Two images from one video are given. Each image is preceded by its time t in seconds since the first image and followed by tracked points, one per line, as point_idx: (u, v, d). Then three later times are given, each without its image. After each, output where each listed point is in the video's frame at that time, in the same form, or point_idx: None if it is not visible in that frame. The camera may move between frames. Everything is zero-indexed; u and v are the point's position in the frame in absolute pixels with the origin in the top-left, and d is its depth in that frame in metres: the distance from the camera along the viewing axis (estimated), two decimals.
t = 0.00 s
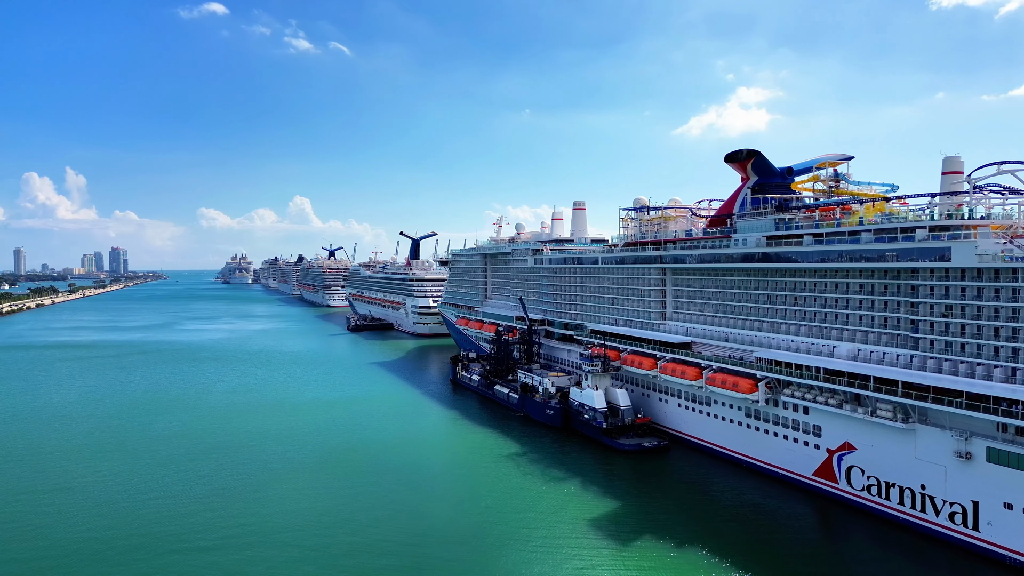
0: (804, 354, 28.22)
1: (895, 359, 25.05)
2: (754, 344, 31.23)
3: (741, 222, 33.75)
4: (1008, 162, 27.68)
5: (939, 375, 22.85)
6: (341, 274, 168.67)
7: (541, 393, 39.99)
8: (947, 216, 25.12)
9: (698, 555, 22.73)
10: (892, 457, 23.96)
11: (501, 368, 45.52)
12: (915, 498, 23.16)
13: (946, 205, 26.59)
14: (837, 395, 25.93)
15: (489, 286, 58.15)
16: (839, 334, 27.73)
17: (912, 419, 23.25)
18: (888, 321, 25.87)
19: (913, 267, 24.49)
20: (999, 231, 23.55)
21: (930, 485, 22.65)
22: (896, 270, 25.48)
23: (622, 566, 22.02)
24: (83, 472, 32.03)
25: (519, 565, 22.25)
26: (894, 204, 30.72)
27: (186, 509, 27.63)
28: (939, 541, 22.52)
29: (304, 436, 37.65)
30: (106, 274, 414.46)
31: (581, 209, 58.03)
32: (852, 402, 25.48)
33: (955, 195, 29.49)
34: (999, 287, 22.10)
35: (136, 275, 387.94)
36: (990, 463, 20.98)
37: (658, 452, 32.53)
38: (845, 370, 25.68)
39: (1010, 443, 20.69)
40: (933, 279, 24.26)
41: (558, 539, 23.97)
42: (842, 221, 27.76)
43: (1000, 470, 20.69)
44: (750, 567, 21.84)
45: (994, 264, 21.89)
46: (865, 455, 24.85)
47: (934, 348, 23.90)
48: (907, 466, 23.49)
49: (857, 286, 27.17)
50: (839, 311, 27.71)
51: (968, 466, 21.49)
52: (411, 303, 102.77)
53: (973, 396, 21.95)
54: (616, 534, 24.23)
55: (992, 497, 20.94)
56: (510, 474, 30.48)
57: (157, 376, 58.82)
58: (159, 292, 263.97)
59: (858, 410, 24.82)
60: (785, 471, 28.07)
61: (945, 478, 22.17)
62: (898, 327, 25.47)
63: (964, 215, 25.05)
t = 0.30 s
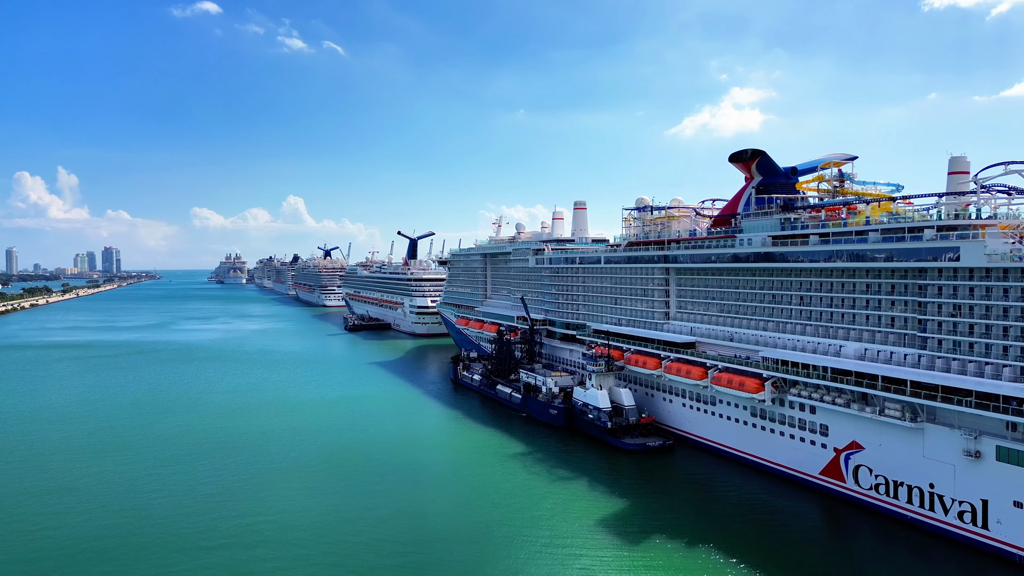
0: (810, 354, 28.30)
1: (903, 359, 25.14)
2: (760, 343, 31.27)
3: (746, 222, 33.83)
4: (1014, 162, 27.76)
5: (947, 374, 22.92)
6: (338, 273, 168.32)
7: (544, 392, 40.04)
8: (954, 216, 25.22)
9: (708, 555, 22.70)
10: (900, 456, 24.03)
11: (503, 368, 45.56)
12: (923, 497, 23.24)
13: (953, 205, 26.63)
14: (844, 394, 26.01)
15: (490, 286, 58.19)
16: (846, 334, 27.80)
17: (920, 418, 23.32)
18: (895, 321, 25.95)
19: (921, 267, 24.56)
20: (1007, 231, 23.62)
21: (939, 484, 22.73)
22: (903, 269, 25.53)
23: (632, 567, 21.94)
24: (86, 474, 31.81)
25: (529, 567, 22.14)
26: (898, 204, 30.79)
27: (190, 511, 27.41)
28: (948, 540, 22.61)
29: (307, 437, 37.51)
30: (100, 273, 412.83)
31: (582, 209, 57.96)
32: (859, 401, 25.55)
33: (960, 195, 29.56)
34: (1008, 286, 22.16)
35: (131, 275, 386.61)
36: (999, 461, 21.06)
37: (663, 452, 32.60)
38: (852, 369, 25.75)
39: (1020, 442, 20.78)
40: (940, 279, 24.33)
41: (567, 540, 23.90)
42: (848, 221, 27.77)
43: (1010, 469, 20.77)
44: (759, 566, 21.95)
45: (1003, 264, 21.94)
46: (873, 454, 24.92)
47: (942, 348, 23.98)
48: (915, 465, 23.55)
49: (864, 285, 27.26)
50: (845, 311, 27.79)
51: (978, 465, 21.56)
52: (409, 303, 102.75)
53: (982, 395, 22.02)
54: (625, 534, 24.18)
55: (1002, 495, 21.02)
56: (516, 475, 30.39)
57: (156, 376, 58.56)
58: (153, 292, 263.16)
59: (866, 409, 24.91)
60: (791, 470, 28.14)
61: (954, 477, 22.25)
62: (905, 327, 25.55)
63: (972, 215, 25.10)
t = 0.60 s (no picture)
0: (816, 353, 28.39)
1: (909, 358, 25.26)
2: (764, 343, 31.34)
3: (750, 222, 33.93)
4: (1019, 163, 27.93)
5: (955, 373, 23.01)
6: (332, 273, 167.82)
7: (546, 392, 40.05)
8: (959, 216, 25.36)
9: (716, 554, 22.70)
10: (907, 455, 24.13)
11: (504, 367, 45.56)
12: (930, 495, 23.33)
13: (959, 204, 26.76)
14: (850, 393, 26.10)
15: (489, 286, 58.19)
16: (851, 334, 27.92)
17: (928, 417, 23.41)
18: (901, 320, 26.06)
19: (928, 267, 24.68)
20: (1014, 231, 23.74)
21: (946, 483, 22.83)
22: (909, 269, 25.66)
23: (642, 567, 21.91)
24: (87, 475, 31.60)
25: (538, 567, 22.06)
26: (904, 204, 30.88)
27: (195, 512, 27.25)
28: (956, 538, 22.70)
29: (309, 437, 37.38)
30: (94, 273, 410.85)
31: (583, 209, 57.96)
32: (866, 400, 25.64)
33: (967, 196, 29.66)
34: (1016, 286, 22.31)
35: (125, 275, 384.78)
36: (1007, 460, 21.18)
37: (667, 451, 32.64)
38: (858, 368, 25.84)
39: None
40: (947, 278, 24.45)
41: (575, 538, 23.94)
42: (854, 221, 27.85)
43: (1018, 467, 20.89)
44: (768, 564, 22.03)
45: (1011, 264, 22.07)
46: (879, 453, 25.01)
47: (949, 347, 24.11)
48: (922, 464, 23.64)
49: (869, 285, 27.38)
50: (851, 310, 27.91)
51: (985, 464, 21.68)
52: (406, 303, 102.66)
53: (990, 394, 22.12)
54: (633, 534, 24.14)
55: (1010, 493, 21.14)
56: (521, 475, 30.32)
57: (151, 376, 58.13)
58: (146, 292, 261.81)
59: (873, 408, 25.01)
60: (796, 469, 28.22)
61: (962, 475, 22.35)
62: (911, 326, 25.65)
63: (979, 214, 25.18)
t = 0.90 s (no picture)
0: (819, 352, 28.50)
1: (912, 357, 25.41)
2: (766, 342, 31.46)
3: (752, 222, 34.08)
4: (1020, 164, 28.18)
5: (960, 372, 23.15)
6: (325, 274, 167.25)
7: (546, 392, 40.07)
8: (962, 216, 25.59)
9: (724, 553, 22.77)
10: (911, 454, 24.30)
11: (502, 367, 45.57)
12: (934, 494, 23.51)
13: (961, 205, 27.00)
14: (854, 392, 26.24)
15: (486, 285, 58.19)
16: (854, 333, 28.06)
17: (932, 415, 23.56)
18: (904, 320, 26.21)
19: (932, 266, 24.84)
20: (1017, 231, 23.97)
21: (950, 481, 23.01)
22: (912, 269, 25.83)
23: (651, 566, 21.98)
24: (87, 476, 31.32)
25: (547, 567, 22.07)
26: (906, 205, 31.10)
27: (199, 513, 27.08)
28: (960, 536, 22.89)
29: (310, 437, 37.25)
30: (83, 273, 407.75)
31: (581, 209, 58.01)
32: (869, 399, 25.77)
33: (969, 197, 29.91)
34: (1021, 286, 22.48)
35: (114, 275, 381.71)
36: (1013, 458, 21.38)
37: (669, 451, 32.74)
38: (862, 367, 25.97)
39: None
40: (951, 278, 24.61)
41: (581, 537, 24.06)
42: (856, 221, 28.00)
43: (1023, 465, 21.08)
44: (774, 564, 22.04)
45: (1015, 264, 22.27)
46: (883, 451, 25.17)
47: (953, 346, 24.27)
48: (927, 462, 23.80)
49: (872, 284, 27.53)
50: (853, 310, 28.06)
51: (990, 462, 21.87)
52: (401, 303, 102.49)
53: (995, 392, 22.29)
54: (640, 534, 24.19)
55: (1015, 491, 21.35)
56: (525, 474, 30.34)
57: (145, 376, 57.68)
58: (136, 292, 260.07)
59: (877, 406, 25.14)
60: (799, 468, 28.36)
61: (966, 473, 22.54)
62: (914, 326, 25.81)
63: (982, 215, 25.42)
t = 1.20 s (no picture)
0: (821, 352, 28.64)
1: (916, 357, 25.58)
2: (767, 342, 31.55)
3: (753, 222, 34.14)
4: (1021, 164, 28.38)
5: (963, 371, 23.31)
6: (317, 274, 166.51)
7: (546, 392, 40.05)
8: (964, 216, 25.79)
9: (729, 552, 22.87)
10: (915, 453, 24.45)
11: (501, 367, 45.54)
12: (938, 492, 23.66)
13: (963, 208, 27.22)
14: (857, 391, 26.42)
15: (482, 285, 58.11)
16: (856, 333, 28.22)
17: (936, 414, 23.73)
18: (906, 319, 26.39)
19: (936, 266, 25.00)
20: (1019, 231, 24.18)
21: (955, 479, 23.17)
22: (915, 269, 26.00)
23: (658, 566, 22.00)
24: (86, 478, 31.07)
25: (554, 567, 22.05)
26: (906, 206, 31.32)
27: (201, 514, 26.91)
28: (964, 534, 23.07)
29: (310, 437, 37.09)
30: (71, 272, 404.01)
31: (578, 209, 58.05)
32: (872, 398, 25.94)
33: (971, 198, 30.18)
34: None
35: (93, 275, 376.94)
36: (1017, 457, 21.56)
37: (670, 450, 32.82)
38: (865, 367, 26.13)
39: None
40: (954, 278, 24.79)
41: (587, 536, 24.10)
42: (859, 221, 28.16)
43: None
44: (779, 564, 22.07)
45: (1019, 264, 22.45)
46: (887, 450, 25.31)
47: (956, 346, 24.46)
48: (931, 461, 23.96)
49: (875, 284, 27.70)
50: (856, 310, 28.23)
51: (995, 461, 22.05)
52: (394, 303, 102.26)
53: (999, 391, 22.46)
54: (645, 533, 24.23)
55: (1019, 490, 21.54)
56: (527, 474, 30.32)
57: (137, 378, 57.10)
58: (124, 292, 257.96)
59: (880, 406, 25.29)
60: (801, 467, 28.50)
61: (971, 472, 22.72)
62: (917, 325, 25.98)
63: (986, 215, 25.63)
